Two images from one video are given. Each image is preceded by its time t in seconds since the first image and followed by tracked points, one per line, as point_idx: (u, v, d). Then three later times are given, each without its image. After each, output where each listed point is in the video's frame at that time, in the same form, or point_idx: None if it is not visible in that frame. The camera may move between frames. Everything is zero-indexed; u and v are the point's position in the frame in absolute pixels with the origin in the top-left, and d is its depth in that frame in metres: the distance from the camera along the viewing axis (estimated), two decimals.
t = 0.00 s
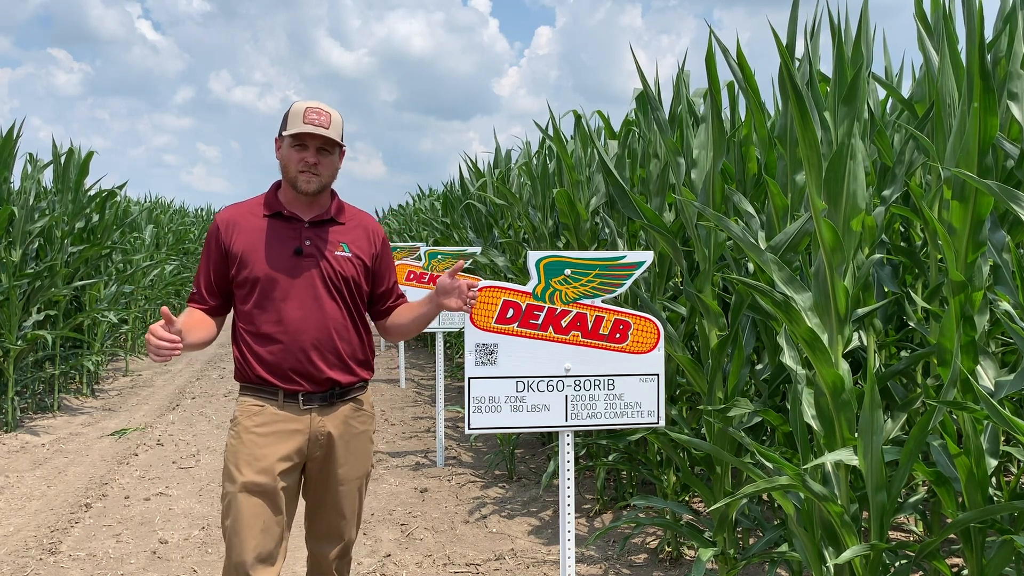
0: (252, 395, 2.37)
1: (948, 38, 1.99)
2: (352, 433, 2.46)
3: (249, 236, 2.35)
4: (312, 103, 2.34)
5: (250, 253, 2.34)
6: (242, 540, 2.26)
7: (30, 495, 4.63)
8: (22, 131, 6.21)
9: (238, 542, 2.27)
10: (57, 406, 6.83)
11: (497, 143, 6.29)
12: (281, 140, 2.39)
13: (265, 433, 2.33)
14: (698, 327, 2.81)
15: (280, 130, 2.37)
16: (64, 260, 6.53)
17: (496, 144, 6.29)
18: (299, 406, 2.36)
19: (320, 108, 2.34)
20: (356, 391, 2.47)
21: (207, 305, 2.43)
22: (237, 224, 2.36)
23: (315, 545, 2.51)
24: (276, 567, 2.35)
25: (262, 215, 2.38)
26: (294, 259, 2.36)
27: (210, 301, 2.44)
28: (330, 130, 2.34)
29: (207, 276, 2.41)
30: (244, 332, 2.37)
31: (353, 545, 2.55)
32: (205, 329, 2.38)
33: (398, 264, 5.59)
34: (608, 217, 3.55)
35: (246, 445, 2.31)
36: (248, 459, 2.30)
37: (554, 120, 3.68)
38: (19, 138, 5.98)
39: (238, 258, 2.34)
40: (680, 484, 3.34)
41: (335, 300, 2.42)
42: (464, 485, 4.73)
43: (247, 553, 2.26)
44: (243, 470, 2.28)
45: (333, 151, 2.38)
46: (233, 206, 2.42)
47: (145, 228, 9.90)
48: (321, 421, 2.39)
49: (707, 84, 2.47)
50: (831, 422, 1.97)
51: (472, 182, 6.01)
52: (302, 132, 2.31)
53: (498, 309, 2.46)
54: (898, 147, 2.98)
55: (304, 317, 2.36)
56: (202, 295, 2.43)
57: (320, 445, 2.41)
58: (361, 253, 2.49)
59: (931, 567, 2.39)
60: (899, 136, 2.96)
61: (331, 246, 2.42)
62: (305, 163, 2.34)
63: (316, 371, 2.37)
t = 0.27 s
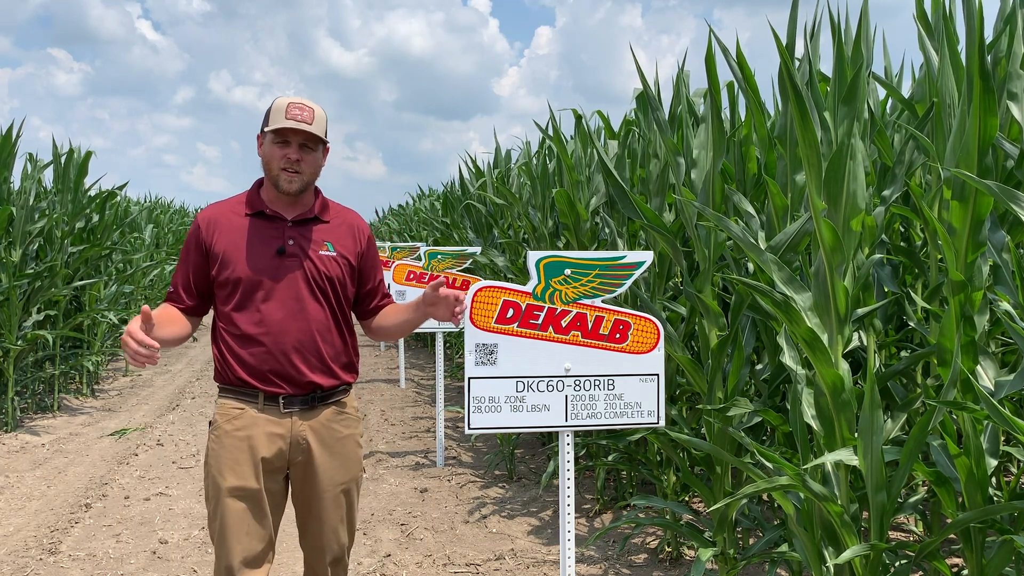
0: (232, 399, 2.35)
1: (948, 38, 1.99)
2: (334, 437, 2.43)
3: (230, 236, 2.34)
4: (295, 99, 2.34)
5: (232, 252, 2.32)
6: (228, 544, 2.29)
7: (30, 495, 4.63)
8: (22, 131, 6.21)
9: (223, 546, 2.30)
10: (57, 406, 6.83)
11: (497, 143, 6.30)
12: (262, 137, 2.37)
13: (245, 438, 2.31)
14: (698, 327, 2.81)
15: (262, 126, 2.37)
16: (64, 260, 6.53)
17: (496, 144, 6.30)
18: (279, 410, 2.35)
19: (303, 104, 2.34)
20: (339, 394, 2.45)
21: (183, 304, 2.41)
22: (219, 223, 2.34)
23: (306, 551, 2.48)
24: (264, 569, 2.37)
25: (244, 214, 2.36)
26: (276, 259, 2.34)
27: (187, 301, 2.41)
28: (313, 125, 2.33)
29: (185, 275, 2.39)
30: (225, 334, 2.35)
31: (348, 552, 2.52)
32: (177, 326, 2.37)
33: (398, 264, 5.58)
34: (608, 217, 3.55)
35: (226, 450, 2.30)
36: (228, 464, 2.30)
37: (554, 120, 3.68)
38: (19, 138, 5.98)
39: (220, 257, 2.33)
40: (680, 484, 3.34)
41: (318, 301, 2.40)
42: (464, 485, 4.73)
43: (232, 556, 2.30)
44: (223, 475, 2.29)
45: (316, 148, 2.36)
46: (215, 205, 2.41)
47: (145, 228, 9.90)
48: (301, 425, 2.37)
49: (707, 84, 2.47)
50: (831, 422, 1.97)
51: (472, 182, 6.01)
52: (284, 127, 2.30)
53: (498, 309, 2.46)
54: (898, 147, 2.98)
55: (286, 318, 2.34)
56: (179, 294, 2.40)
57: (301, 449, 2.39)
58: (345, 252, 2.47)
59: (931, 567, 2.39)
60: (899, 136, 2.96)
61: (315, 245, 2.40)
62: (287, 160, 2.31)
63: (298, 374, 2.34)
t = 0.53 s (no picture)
0: (212, 401, 2.35)
1: (948, 38, 1.99)
2: (318, 441, 2.41)
3: (211, 235, 2.33)
4: (278, 96, 2.33)
5: (213, 252, 2.32)
6: (217, 549, 2.28)
7: (30, 495, 4.63)
8: (22, 131, 6.21)
9: (211, 551, 2.29)
10: (57, 406, 6.83)
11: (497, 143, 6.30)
12: (245, 135, 2.37)
13: (227, 443, 2.31)
14: (698, 327, 2.81)
15: (244, 124, 2.35)
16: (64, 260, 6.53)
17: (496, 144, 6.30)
18: (259, 413, 2.34)
19: (285, 101, 2.32)
20: (322, 397, 2.43)
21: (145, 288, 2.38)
22: (201, 221, 2.33)
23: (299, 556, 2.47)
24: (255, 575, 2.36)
25: (226, 213, 2.35)
26: (258, 259, 2.33)
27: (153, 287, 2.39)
28: (296, 122, 2.32)
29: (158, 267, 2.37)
30: (205, 334, 2.35)
31: (346, 554, 2.50)
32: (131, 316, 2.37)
33: (398, 265, 5.56)
34: (607, 217, 3.55)
35: (208, 455, 2.30)
36: (211, 470, 2.29)
37: (553, 120, 3.68)
38: (19, 138, 5.99)
39: (201, 257, 2.32)
40: (680, 484, 3.34)
41: (300, 303, 2.38)
42: (464, 485, 4.73)
43: (221, 562, 2.29)
44: (207, 480, 2.29)
45: (300, 145, 2.35)
46: (198, 203, 2.40)
47: (145, 228, 9.90)
48: (283, 429, 2.36)
49: (707, 84, 2.47)
50: (831, 422, 1.97)
51: (472, 181, 6.01)
52: (266, 124, 2.29)
53: (498, 309, 2.46)
54: (898, 147, 2.98)
55: (266, 320, 2.33)
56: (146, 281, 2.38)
57: (284, 454, 2.37)
58: (330, 253, 2.44)
59: (931, 567, 2.39)
60: (899, 136, 2.96)
61: (298, 246, 2.38)
62: (271, 157, 2.31)
63: (278, 376, 2.33)
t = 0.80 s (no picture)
0: (191, 405, 2.33)
1: (948, 39, 1.99)
2: (301, 444, 2.39)
3: (192, 235, 2.31)
4: (260, 95, 2.31)
5: (194, 252, 2.30)
6: (205, 554, 2.30)
7: (30, 495, 4.63)
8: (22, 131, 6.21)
9: (200, 556, 2.31)
10: (57, 406, 6.84)
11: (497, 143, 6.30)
12: (228, 135, 2.35)
13: (208, 447, 2.30)
14: (698, 327, 2.81)
15: (226, 123, 2.34)
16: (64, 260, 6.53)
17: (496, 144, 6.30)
18: (240, 416, 2.32)
19: (268, 99, 2.31)
20: (304, 401, 2.41)
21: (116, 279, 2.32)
22: (182, 221, 2.32)
23: (291, 561, 2.43)
24: None
25: (208, 213, 2.34)
26: (240, 260, 2.32)
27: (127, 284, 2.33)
28: (279, 121, 2.31)
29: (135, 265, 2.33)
30: (184, 336, 2.33)
31: (343, 561, 2.44)
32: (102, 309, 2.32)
33: (398, 265, 5.56)
34: (607, 217, 3.55)
35: (190, 461, 2.29)
36: (194, 475, 2.29)
37: (554, 120, 3.68)
38: (20, 138, 5.99)
39: (182, 256, 2.30)
40: (679, 484, 3.34)
41: (282, 304, 2.38)
42: (464, 485, 4.73)
43: (211, 566, 2.30)
44: (191, 486, 2.29)
45: (283, 144, 2.35)
46: (179, 203, 2.38)
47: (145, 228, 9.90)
48: (265, 433, 2.35)
49: (707, 84, 2.47)
50: (831, 422, 1.97)
51: (472, 181, 6.01)
52: (249, 123, 2.28)
53: (498, 309, 2.47)
54: (898, 147, 2.98)
55: (247, 321, 2.32)
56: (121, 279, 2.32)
57: (267, 458, 2.36)
58: (312, 255, 2.45)
59: (931, 567, 2.39)
60: (898, 136, 2.96)
61: (280, 247, 2.38)
62: (254, 157, 2.31)
63: (259, 378, 2.32)
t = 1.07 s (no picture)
0: (176, 409, 2.33)
1: (948, 39, 1.99)
2: (285, 448, 2.37)
3: (176, 237, 2.30)
4: (247, 95, 2.31)
5: (178, 254, 2.29)
6: (195, 557, 2.32)
7: (30, 495, 4.63)
8: (22, 131, 6.20)
9: (190, 558, 2.34)
10: (57, 406, 6.84)
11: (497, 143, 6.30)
12: (214, 135, 2.35)
13: (193, 451, 2.31)
14: (698, 327, 2.81)
15: (212, 123, 2.34)
16: (64, 260, 6.53)
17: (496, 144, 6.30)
18: (223, 419, 2.31)
19: (254, 99, 2.31)
20: (289, 404, 2.40)
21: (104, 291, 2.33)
22: (168, 223, 2.30)
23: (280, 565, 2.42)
24: None
25: (193, 214, 2.32)
26: (224, 262, 2.31)
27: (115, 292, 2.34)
28: (266, 120, 2.31)
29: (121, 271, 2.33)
30: (168, 339, 2.32)
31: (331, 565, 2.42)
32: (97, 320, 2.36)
33: (398, 265, 5.56)
34: (608, 217, 3.55)
35: (175, 465, 2.31)
36: (180, 480, 2.31)
37: (554, 120, 3.68)
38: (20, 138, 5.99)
39: (167, 258, 2.29)
40: (679, 484, 3.34)
41: (267, 307, 2.37)
42: (464, 485, 4.73)
43: (201, 569, 2.33)
44: (177, 490, 2.31)
45: (270, 144, 2.35)
46: (165, 204, 2.37)
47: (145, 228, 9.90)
48: (248, 437, 2.33)
49: (707, 84, 2.47)
50: (831, 422, 1.97)
51: (472, 181, 6.01)
52: (235, 122, 2.28)
53: (498, 310, 2.47)
54: (898, 147, 2.98)
55: (231, 324, 2.31)
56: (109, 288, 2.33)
57: (251, 462, 2.34)
58: (299, 256, 2.43)
59: (931, 567, 2.39)
60: (898, 136, 2.97)
61: (266, 248, 2.37)
62: (240, 156, 2.30)
63: (243, 382, 2.31)
